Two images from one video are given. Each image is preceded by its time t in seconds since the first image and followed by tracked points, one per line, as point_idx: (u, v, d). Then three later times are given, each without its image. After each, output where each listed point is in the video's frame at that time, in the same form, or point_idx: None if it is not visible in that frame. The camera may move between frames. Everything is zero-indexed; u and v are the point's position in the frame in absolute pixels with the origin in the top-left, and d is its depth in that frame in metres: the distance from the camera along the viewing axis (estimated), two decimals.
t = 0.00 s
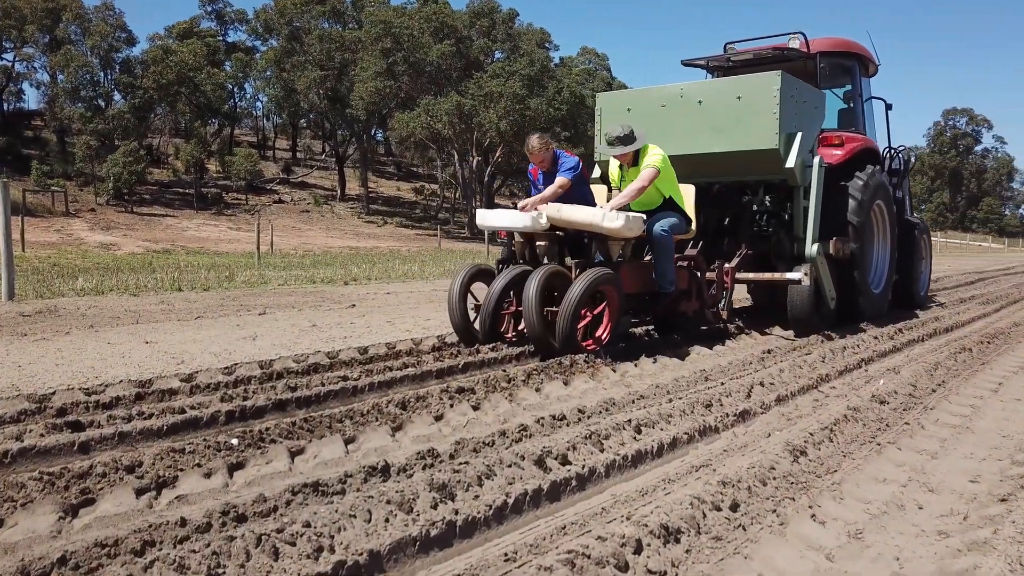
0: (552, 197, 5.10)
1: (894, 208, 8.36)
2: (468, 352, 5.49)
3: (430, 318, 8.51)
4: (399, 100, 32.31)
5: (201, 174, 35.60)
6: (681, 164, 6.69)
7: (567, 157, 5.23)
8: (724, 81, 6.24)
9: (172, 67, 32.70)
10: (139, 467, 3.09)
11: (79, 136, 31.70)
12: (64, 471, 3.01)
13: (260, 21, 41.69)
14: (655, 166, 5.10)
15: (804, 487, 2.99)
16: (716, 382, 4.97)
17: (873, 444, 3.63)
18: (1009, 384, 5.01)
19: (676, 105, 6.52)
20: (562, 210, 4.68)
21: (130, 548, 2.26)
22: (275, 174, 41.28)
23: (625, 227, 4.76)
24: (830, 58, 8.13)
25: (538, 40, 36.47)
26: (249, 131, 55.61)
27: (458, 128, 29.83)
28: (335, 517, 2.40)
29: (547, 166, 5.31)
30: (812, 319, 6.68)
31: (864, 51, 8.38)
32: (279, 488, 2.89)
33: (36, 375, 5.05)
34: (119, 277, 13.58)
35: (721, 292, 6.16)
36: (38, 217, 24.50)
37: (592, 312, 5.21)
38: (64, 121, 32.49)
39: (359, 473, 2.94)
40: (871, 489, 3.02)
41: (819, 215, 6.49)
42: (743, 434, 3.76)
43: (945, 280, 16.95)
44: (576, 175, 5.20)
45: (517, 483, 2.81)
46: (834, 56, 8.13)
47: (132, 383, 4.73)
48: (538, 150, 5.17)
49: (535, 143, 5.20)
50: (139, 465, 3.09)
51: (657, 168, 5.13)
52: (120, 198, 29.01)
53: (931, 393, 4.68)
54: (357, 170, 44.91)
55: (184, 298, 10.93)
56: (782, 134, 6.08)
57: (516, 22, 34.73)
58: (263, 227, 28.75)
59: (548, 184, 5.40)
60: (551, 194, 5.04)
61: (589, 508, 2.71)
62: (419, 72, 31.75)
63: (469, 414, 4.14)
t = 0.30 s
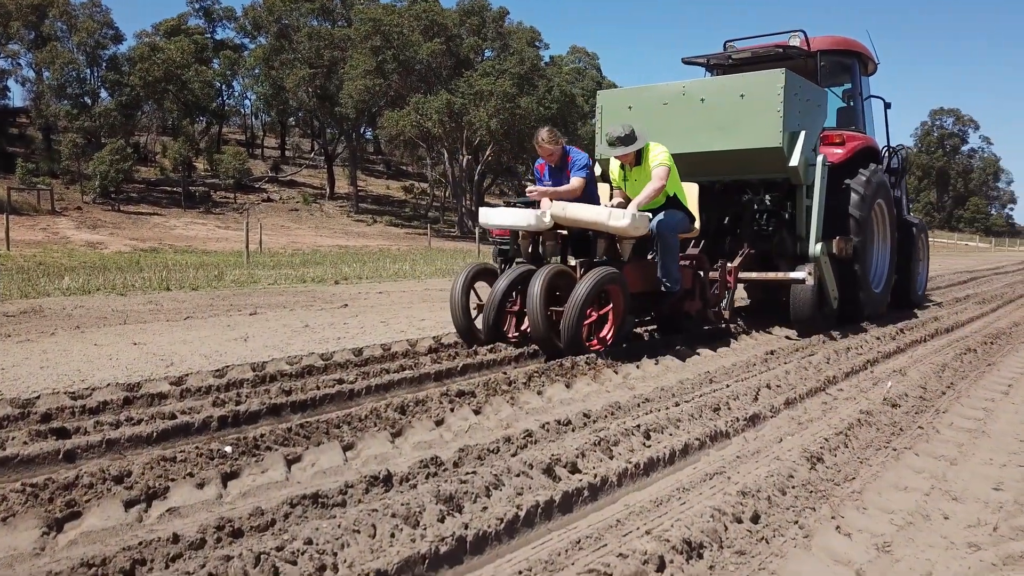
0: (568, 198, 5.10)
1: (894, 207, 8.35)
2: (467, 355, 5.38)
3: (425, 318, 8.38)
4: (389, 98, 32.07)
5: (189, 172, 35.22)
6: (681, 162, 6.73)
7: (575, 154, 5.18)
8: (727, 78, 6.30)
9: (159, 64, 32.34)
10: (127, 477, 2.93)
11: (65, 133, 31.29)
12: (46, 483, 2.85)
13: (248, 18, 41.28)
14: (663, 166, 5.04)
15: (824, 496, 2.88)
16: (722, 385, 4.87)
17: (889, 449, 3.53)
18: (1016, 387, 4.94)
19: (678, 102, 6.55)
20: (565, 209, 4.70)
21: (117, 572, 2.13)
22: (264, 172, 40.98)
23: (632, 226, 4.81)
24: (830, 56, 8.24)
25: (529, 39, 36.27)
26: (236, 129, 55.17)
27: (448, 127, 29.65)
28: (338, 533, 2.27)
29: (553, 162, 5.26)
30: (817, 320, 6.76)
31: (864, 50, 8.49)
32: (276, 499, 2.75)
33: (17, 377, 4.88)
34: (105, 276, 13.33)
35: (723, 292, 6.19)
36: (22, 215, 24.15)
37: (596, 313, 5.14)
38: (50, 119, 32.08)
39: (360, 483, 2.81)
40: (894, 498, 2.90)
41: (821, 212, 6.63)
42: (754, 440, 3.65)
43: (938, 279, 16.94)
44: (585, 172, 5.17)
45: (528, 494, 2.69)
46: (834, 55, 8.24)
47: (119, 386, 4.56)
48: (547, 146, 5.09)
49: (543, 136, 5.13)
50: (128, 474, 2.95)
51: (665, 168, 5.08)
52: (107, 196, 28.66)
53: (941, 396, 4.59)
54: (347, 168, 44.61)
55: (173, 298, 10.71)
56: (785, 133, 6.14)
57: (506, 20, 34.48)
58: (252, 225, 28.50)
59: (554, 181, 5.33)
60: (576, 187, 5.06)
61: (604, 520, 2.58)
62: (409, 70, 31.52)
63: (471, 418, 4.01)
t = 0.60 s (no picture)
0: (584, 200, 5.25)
1: (895, 207, 8.36)
2: (467, 357, 5.27)
3: (420, 318, 8.25)
4: (379, 96, 31.82)
5: (177, 170, 34.89)
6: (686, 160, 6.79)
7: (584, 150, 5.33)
8: (732, 77, 6.37)
9: (146, 61, 31.96)
10: (117, 489, 2.78)
11: (51, 131, 30.92)
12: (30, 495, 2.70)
13: (236, 15, 40.90)
14: (675, 166, 5.06)
15: (849, 507, 2.76)
16: (730, 387, 4.77)
17: (908, 456, 3.42)
18: None
19: (683, 100, 6.62)
20: (573, 207, 4.72)
21: None
22: (252, 171, 40.65)
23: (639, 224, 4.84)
24: (831, 55, 8.27)
25: (519, 38, 36.04)
26: (224, 127, 54.77)
27: (438, 125, 29.43)
28: (344, 553, 2.16)
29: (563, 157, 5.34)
30: (820, 319, 6.76)
31: (865, 49, 8.50)
32: (276, 514, 2.61)
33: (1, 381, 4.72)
34: (92, 275, 13.12)
35: (728, 292, 6.19)
36: (6, 214, 23.81)
37: (603, 313, 5.06)
38: (35, 116, 31.73)
39: (364, 495, 2.68)
40: (922, 508, 2.79)
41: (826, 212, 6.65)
42: (769, 447, 3.54)
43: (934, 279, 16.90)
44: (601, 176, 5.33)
45: (544, 507, 2.56)
46: (835, 53, 8.26)
47: (108, 390, 4.41)
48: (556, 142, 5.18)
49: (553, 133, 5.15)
50: (118, 486, 2.79)
51: (676, 168, 5.09)
52: (93, 194, 28.32)
53: (954, 399, 4.50)
54: (336, 167, 44.30)
55: (161, 298, 10.51)
56: (790, 131, 6.19)
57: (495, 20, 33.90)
58: (240, 224, 28.25)
59: (563, 179, 5.43)
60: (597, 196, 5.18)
61: (623, 534, 2.45)
62: (399, 68, 31.26)
63: (475, 423, 3.89)
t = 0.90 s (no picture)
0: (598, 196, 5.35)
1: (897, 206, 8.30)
2: (470, 360, 5.13)
3: (418, 319, 8.09)
4: (368, 95, 31.57)
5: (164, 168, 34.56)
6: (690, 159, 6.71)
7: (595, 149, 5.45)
8: (737, 75, 6.32)
9: (133, 58, 31.61)
10: (111, 503, 2.62)
11: (36, 128, 30.54)
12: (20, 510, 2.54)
13: (224, 12, 40.51)
14: (682, 173, 5.10)
15: (883, 519, 2.64)
16: (741, 391, 4.66)
17: (935, 464, 3.31)
18: None
19: (688, 98, 6.55)
20: (581, 206, 4.71)
21: None
22: (240, 169, 40.30)
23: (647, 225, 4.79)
24: (833, 53, 8.19)
25: (509, 36, 35.83)
26: (212, 125, 54.34)
27: (428, 124, 29.21)
28: None
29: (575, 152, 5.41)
30: (825, 319, 6.70)
31: (867, 48, 8.44)
32: (283, 530, 2.47)
33: None
34: (80, 274, 12.93)
35: (734, 292, 6.18)
36: None
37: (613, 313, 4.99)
38: (20, 113, 31.36)
39: (375, 508, 2.54)
40: (959, 521, 2.68)
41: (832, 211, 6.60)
42: (789, 454, 3.42)
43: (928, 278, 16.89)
44: (616, 175, 5.47)
45: (570, 522, 2.44)
46: (837, 51, 8.18)
47: (100, 395, 4.25)
48: (570, 138, 5.28)
49: (566, 128, 5.24)
50: (113, 500, 2.63)
51: (685, 175, 5.12)
52: (79, 192, 28.03)
53: (971, 403, 4.41)
54: (325, 165, 44.01)
55: (151, 298, 10.33)
56: (797, 129, 6.16)
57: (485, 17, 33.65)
58: (229, 222, 27.99)
59: (573, 174, 5.54)
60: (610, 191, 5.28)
61: (651, 551, 2.34)
62: (388, 66, 31.00)
63: (484, 428, 3.76)
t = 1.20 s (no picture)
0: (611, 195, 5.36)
1: (900, 205, 8.24)
2: (475, 363, 4.98)
3: (417, 319, 7.94)
4: (358, 93, 31.31)
5: (152, 166, 34.19)
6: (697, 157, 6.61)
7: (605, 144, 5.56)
8: (745, 72, 6.22)
9: (121, 55, 31.14)
10: (111, 518, 2.47)
11: (21, 126, 30.12)
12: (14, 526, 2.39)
13: (212, 9, 40.08)
14: (695, 176, 5.08)
15: (924, 531, 2.53)
16: (756, 393, 4.56)
17: (968, 471, 3.20)
18: None
19: (694, 95, 6.45)
20: (593, 205, 4.68)
21: None
22: (229, 168, 39.92)
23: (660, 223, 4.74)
24: (837, 51, 8.10)
25: (499, 35, 35.57)
26: (200, 123, 53.90)
27: (418, 122, 28.95)
28: None
29: (586, 149, 5.54)
30: (833, 319, 6.64)
31: (870, 46, 8.36)
32: (297, 548, 2.33)
33: None
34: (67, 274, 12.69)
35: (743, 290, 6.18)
36: None
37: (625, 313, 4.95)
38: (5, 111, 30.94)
39: (392, 523, 2.41)
40: (1003, 533, 2.57)
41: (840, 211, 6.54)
42: (815, 460, 3.30)
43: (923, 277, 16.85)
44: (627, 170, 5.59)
45: (602, 538, 2.32)
46: (841, 49, 8.09)
47: (93, 400, 4.09)
48: (579, 134, 5.38)
49: (577, 125, 5.38)
50: (112, 514, 2.48)
51: (698, 177, 5.09)
52: (65, 191, 27.66)
53: (991, 406, 4.30)
54: (314, 164, 43.66)
55: (142, 298, 10.11)
56: (806, 127, 6.08)
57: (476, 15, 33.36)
58: (217, 221, 27.66)
59: (583, 170, 5.67)
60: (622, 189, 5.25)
61: (689, 568, 2.24)
62: (379, 64, 30.70)
63: (497, 434, 3.62)
